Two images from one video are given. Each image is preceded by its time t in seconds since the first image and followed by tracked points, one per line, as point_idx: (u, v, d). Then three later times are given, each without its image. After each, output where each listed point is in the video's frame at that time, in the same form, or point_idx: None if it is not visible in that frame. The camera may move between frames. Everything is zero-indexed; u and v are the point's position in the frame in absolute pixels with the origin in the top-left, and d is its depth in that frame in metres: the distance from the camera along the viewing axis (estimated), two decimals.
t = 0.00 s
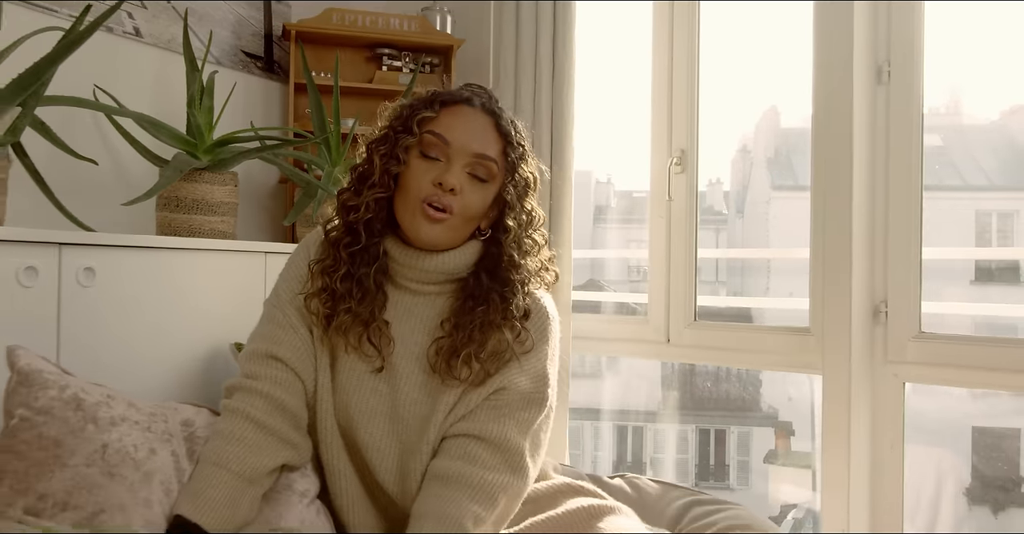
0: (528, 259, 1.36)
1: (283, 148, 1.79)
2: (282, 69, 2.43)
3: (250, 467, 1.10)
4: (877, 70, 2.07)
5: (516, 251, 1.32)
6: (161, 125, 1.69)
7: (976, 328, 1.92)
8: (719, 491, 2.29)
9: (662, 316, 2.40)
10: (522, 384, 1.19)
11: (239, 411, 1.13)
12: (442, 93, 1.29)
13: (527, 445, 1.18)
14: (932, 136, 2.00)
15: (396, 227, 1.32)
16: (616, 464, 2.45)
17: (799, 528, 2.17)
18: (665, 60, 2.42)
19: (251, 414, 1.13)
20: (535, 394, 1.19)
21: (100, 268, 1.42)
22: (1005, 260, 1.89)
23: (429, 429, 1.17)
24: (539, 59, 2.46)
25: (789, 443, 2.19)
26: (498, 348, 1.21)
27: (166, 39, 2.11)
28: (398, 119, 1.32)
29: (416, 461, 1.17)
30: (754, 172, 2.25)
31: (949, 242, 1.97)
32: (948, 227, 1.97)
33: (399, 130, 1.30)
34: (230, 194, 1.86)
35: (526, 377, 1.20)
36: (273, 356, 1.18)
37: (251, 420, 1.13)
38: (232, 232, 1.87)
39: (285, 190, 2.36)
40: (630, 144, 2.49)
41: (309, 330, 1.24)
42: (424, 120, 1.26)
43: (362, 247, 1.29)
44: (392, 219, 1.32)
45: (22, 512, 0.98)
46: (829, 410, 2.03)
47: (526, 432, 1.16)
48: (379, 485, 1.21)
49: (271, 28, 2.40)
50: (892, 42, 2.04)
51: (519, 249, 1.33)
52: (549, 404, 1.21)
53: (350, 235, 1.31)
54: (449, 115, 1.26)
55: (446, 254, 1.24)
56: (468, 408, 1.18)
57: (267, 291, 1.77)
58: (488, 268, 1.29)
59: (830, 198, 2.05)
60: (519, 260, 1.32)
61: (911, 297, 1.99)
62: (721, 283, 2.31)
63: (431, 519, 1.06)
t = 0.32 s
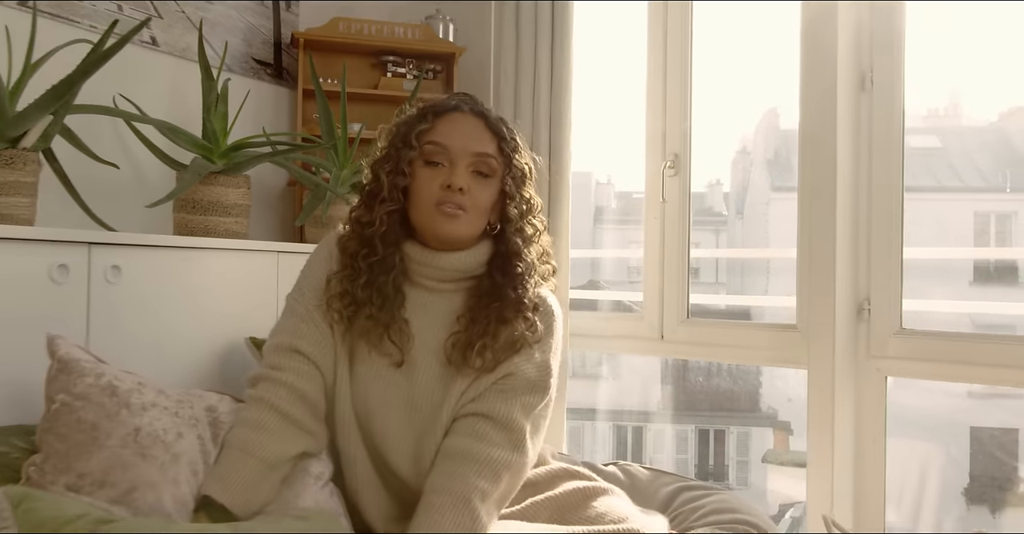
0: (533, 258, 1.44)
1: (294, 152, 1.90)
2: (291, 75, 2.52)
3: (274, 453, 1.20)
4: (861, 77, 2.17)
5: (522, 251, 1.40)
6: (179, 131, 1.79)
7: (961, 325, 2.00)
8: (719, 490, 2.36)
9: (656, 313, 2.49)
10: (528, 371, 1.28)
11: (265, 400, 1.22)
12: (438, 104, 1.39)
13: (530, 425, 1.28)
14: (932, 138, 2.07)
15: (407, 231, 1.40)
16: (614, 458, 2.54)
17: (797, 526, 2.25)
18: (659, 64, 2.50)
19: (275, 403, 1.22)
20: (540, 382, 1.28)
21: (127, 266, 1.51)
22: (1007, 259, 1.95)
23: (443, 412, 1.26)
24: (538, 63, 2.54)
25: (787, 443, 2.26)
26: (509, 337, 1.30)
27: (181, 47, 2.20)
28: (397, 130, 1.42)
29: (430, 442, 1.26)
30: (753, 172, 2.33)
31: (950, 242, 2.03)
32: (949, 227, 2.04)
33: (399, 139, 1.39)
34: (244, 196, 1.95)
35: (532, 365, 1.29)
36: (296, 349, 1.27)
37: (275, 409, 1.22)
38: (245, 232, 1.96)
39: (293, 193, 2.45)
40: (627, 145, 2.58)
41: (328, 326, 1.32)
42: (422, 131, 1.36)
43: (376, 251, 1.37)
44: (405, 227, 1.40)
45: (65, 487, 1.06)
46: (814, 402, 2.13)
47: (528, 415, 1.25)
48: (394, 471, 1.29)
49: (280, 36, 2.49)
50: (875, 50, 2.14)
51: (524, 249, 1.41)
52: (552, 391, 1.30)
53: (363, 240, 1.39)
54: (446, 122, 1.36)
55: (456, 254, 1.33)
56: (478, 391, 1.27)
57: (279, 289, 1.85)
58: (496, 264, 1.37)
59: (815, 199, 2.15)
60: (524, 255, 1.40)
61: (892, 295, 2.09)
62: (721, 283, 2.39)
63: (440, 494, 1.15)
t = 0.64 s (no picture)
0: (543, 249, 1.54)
1: (308, 153, 2.00)
2: (302, 79, 2.62)
3: (300, 437, 1.29)
4: (847, 82, 2.27)
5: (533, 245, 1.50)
6: (199, 132, 1.89)
7: (946, 317, 2.10)
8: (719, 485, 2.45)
9: (652, 307, 2.59)
10: (543, 356, 1.38)
11: (292, 387, 1.32)
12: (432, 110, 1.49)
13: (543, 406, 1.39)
14: (931, 138, 2.15)
15: (422, 229, 1.50)
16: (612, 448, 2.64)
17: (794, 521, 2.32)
18: (655, 68, 2.60)
19: (302, 391, 1.32)
20: (554, 366, 1.38)
21: (155, 259, 1.60)
22: (1004, 255, 2.02)
23: (465, 394, 1.36)
24: (539, 67, 2.63)
25: (786, 441, 2.33)
26: (527, 325, 1.40)
27: (198, 52, 2.30)
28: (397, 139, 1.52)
29: (453, 422, 1.36)
30: (752, 171, 2.42)
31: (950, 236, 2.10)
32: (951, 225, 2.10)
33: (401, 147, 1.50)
34: (260, 194, 2.04)
35: (546, 350, 1.39)
36: (321, 340, 1.37)
37: (302, 397, 1.32)
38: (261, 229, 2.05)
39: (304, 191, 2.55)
40: (624, 144, 2.68)
41: (353, 319, 1.42)
42: (419, 139, 1.47)
43: (395, 252, 1.46)
44: (420, 228, 1.50)
45: (107, 461, 1.16)
46: (802, 392, 2.23)
47: (543, 396, 1.36)
48: (414, 453, 1.38)
49: (291, 40, 2.59)
50: (861, 55, 2.24)
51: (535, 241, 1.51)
52: (565, 374, 1.40)
53: (380, 240, 1.49)
54: (441, 126, 1.46)
55: (471, 248, 1.43)
56: (497, 375, 1.37)
57: (295, 281, 1.94)
58: (508, 254, 1.47)
59: (802, 198, 2.25)
60: (533, 244, 1.50)
61: (877, 289, 2.19)
62: (721, 281, 2.48)
63: (459, 468, 1.24)
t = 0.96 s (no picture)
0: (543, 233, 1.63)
1: (314, 152, 2.10)
2: (306, 80, 2.72)
3: (308, 417, 1.38)
4: (829, 83, 2.37)
5: (535, 229, 1.59)
6: (211, 131, 1.99)
7: (925, 308, 2.20)
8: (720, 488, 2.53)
9: (643, 299, 2.68)
10: (546, 336, 1.48)
11: (305, 371, 1.42)
12: (423, 114, 1.56)
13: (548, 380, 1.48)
14: (927, 137, 2.22)
15: (429, 223, 1.59)
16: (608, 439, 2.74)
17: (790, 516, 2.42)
18: (646, 69, 2.70)
19: (314, 376, 1.42)
20: (556, 345, 1.48)
21: (171, 252, 1.70)
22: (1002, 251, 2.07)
23: (475, 371, 1.46)
24: (536, 69, 2.72)
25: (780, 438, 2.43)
26: (534, 304, 1.50)
27: (207, 55, 2.39)
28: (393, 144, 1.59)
29: (463, 398, 1.46)
30: (752, 171, 2.50)
31: (951, 230, 2.17)
32: (949, 220, 2.17)
33: (398, 151, 1.58)
34: (268, 191, 2.13)
35: (549, 330, 1.49)
36: (335, 329, 1.47)
37: (314, 381, 1.42)
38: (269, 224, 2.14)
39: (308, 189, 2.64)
40: (617, 143, 2.78)
41: (366, 309, 1.51)
42: (413, 147, 1.55)
43: (408, 249, 1.56)
44: (427, 224, 1.59)
45: (132, 435, 1.25)
46: (785, 381, 2.32)
47: (546, 373, 1.46)
48: (420, 431, 1.47)
49: (296, 43, 2.69)
50: (844, 58, 2.34)
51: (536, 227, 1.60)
52: (566, 353, 1.50)
53: (388, 237, 1.58)
54: (432, 131, 1.53)
55: (477, 239, 1.53)
56: (504, 352, 1.47)
57: (301, 273, 2.03)
58: (513, 239, 1.56)
59: (786, 194, 2.34)
60: (535, 228, 1.59)
61: (858, 282, 2.29)
62: (720, 280, 2.55)
63: (464, 437, 1.36)
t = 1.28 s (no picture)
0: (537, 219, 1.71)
1: (314, 149, 2.19)
2: (306, 81, 2.82)
3: (314, 398, 1.48)
4: (806, 84, 2.48)
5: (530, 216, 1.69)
6: (216, 130, 2.09)
7: (899, 299, 2.30)
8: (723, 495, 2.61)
9: (631, 292, 2.78)
10: (542, 311, 1.57)
11: (310, 353, 1.53)
12: (420, 117, 1.63)
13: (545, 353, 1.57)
14: (924, 138, 2.27)
15: (431, 219, 1.67)
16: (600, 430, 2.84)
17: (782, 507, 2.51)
18: (633, 70, 2.80)
19: (320, 358, 1.52)
20: (552, 319, 1.58)
21: (179, 243, 1.80)
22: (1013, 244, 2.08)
23: (476, 348, 1.54)
24: (526, 71, 2.82)
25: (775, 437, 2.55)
26: (532, 284, 1.59)
27: (212, 58, 2.48)
28: (393, 147, 1.67)
29: (465, 374, 1.54)
30: (749, 171, 2.59)
31: (941, 224, 2.22)
32: (946, 215, 2.21)
33: (400, 154, 1.65)
34: (270, 188, 2.23)
35: (545, 305, 1.59)
36: (340, 316, 1.57)
37: (320, 363, 1.52)
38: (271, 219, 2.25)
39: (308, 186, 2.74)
40: (605, 141, 2.88)
41: (372, 298, 1.62)
42: (414, 152, 1.62)
43: (412, 244, 1.64)
44: (430, 219, 1.67)
45: (147, 410, 1.35)
46: (765, 370, 2.43)
47: (544, 345, 1.55)
48: (422, 409, 1.55)
49: (296, 46, 2.79)
50: (820, 62, 2.44)
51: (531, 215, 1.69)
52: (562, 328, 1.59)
53: (394, 234, 1.66)
54: (431, 136, 1.60)
55: (478, 230, 1.62)
56: (504, 327, 1.56)
57: (302, 266, 2.13)
58: (511, 227, 1.65)
59: (765, 191, 2.45)
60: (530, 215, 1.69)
61: (835, 274, 2.40)
62: (720, 282, 2.63)
63: (465, 404, 1.47)
